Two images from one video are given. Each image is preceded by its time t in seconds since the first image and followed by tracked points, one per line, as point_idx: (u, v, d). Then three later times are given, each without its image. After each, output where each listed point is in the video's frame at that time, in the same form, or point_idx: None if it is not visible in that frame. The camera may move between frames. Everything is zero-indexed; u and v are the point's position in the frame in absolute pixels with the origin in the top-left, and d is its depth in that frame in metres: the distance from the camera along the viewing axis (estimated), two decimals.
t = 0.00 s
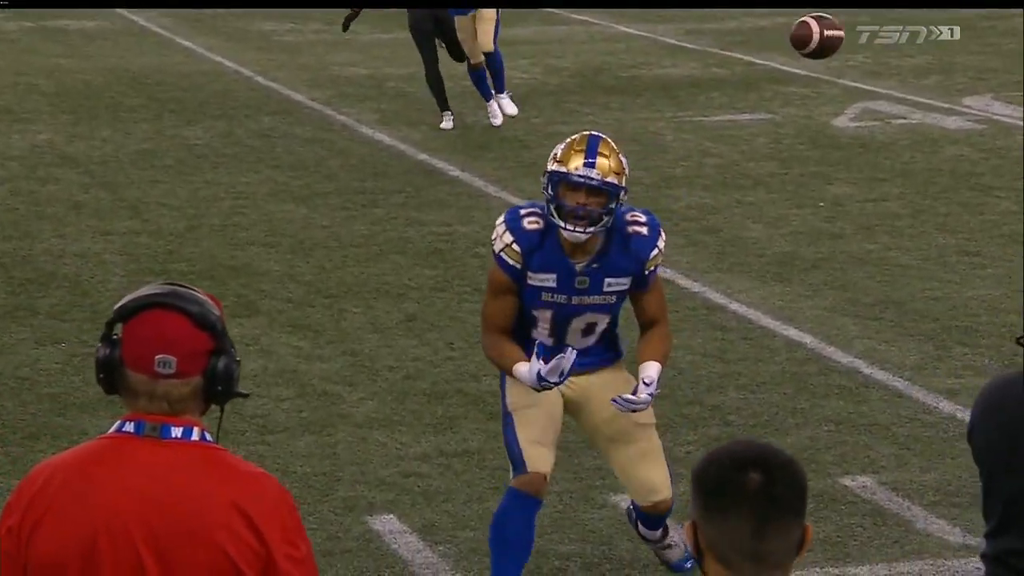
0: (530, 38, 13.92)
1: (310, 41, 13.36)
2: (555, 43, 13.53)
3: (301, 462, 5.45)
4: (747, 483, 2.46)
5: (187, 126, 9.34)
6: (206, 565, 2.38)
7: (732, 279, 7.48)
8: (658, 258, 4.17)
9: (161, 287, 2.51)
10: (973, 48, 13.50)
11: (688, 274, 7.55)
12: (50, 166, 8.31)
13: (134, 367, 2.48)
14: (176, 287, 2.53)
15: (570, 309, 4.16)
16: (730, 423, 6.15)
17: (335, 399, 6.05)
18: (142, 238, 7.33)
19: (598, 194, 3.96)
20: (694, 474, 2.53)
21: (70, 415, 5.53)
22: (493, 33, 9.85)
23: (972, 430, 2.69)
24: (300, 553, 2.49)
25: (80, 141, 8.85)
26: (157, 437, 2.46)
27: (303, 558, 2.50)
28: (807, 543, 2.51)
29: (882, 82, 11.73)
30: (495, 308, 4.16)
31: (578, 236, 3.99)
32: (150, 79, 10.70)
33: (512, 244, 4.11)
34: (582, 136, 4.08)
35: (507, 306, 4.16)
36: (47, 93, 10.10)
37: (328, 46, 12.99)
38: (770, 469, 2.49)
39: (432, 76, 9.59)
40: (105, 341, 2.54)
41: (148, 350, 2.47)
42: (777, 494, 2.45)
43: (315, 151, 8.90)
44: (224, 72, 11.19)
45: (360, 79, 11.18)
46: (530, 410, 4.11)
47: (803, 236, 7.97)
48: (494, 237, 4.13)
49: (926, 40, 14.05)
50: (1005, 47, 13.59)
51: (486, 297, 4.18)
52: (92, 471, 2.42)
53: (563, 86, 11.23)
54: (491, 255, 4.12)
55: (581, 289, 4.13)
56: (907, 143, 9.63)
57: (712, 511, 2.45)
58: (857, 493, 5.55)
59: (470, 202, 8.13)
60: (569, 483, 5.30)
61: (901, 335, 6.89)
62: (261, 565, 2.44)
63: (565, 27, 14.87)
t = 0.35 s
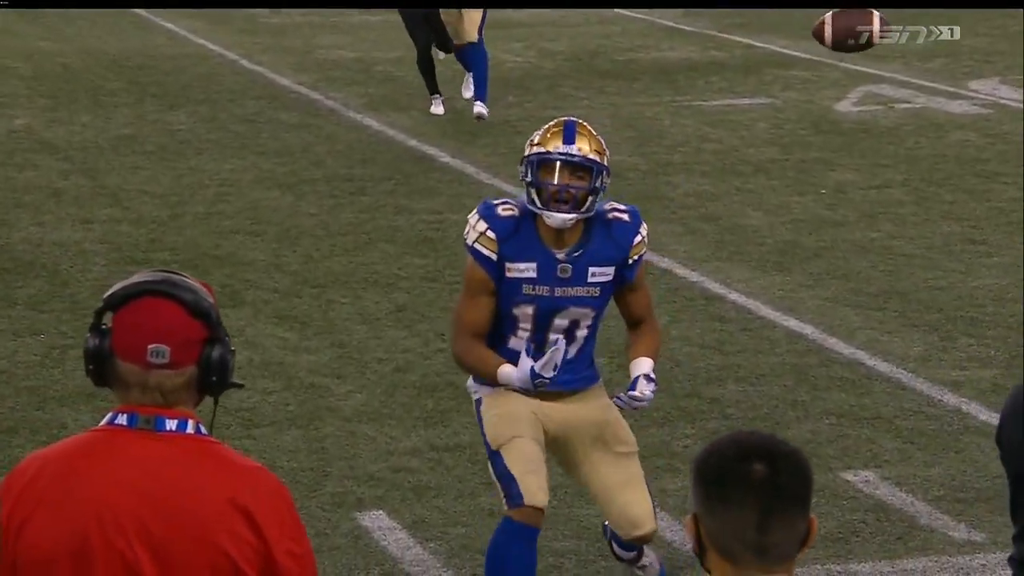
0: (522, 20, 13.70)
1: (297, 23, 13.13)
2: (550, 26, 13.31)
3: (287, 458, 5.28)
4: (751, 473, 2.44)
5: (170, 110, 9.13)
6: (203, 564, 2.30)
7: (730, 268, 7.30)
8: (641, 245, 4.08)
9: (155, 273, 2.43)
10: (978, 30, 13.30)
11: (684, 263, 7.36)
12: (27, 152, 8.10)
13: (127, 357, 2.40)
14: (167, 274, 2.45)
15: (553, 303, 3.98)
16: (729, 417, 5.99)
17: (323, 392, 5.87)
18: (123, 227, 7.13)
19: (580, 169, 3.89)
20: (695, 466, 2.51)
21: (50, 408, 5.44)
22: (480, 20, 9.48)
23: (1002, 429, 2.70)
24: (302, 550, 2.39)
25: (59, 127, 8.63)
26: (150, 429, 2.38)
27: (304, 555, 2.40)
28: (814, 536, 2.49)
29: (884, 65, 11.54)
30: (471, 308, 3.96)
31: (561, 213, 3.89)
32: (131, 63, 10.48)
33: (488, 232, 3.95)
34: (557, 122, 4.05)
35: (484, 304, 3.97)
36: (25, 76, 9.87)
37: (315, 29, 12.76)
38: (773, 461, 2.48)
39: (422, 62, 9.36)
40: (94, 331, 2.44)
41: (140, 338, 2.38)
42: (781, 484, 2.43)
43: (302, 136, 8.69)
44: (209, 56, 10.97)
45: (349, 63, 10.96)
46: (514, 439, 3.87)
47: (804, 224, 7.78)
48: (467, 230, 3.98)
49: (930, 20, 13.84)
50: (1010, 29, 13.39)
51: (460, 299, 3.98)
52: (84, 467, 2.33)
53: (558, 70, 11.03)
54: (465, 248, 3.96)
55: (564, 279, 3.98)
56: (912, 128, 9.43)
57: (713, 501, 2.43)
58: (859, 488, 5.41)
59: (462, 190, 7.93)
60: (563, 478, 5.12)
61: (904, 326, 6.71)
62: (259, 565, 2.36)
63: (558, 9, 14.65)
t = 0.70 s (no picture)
0: None
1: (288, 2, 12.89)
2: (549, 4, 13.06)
3: (280, 451, 5.13)
4: (758, 468, 2.38)
5: (158, 93, 8.92)
6: (204, 563, 2.25)
7: (735, 256, 7.11)
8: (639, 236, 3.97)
9: (148, 261, 2.38)
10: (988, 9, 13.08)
11: (688, 249, 7.17)
12: (11, 136, 7.90)
13: (123, 350, 2.35)
14: (163, 264, 2.41)
15: (555, 301, 3.86)
16: (734, 409, 5.86)
17: (316, 383, 5.71)
18: (111, 213, 6.93)
19: (575, 145, 3.79)
20: (700, 457, 2.44)
21: (35, 401, 5.36)
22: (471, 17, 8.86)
23: None
24: (306, 546, 2.33)
25: (44, 110, 8.43)
26: (148, 425, 2.33)
27: (310, 553, 2.34)
28: (823, 530, 2.43)
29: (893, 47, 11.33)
30: (466, 311, 3.80)
31: (559, 192, 3.76)
32: (118, 44, 10.26)
33: (484, 232, 3.80)
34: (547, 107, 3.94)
35: (482, 306, 3.82)
36: (9, 58, 9.65)
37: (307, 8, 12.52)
38: (782, 453, 2.41)
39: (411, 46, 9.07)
40: (88, 324, 2.40)
41: (136, 330, 2.34)
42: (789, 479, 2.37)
43: (295, 120, 8.49)
44: (198, 37, 10.74)
45: (344, 45, 10.74)
46: (499, 435, 3.75)
47: (811, 211, 7.59)
48: (460, 230, 3.82)
49: None
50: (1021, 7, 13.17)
51: (454, 302, 3.81)
52: (80, 464, 2.29)
53: (557, 52, 10.82)
54: (459, 249, 3.79)
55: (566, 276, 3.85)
56: (923, 111, 9.25)
57: (718, 497, 2.37)
58: (867, 482, 5.28)
59: (459, 175, 7.73)
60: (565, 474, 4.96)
61: (914, 315, 6.55)
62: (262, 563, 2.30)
63: None
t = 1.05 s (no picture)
0: None
1: None
2: None
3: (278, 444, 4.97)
4: (764, 464, 2.32)
5: (151, 75, 8.71)
6: (208, 562, 2.24)
7: (748, 241, 6.91)
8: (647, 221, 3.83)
9: (149, 252, 2.35)
10: None
11: (699, 235, 6.96)
12: None
13: (123, 342, 2.33)
14: (164, 253, 2.38)
15: (561, 286, 3.70)
16: (745, 400, 5.72)
17: (315, 373, 5.53)
18: (102, 198, 6.74)
19: (582, 122, 3.66)
20: (705, 451, 2.39)
21: (25, 391, 5.23)
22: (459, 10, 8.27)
23: None
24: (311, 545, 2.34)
25: (34, 91, 8.22)
26: (150, 421, 2.31)
27: (316, 552, 2.35)
28: (830, 527, 2.38)
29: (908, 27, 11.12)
30: (470, 293, 3.63)
31: (567, 170, 3.62)
32: (110, 23, 10.03)
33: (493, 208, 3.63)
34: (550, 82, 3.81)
35: (487, 288, 3.64)
36: None
37: None
38: (790, 449, 2.35)
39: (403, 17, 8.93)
40: (86, 313, 2.37)
41: (139, 322, 2.31)
42: (796, 475, 2.32)
43: (293, 102, 8.28)
44: (193, 16, 10.51)
45: (344, 24, 10.52)
46: (491, 435, 3.62)
47: (826, 195, 7.39)
48: (467, 205, 3.63)
49: None
50: None
51: (457, 283, 3.64)
52: (79, 461, 2.27)
53: (564, 31, 10.60)
54: (465, 226, 3.61)
55: (574, 261, 3.68)
56: (942, 92, 9.07)
57: (723, 493, 2.32)
58: (883, 475, 5.16)
59: (462, 159, 7.53)
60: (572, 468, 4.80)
61: (932, 303, 6.38)
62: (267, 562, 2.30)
63: None
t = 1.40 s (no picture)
0: None
1: None
2: None
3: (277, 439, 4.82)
4: (766, 462, 2.24)
5: (145, 56, 8.49)
6: (210, 568, 2.18)
7: (763, 230, 6.72)
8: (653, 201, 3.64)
9: (149, 243, 2.30)
10: None
11: (712, 223, 6.77)
12: None
13: (123, 337, 2.27)
14: (166, 244, 2.32)
15: (561, 267, 3.51)
16: (760, 394, 5.57)
17: (315, 366, 5.34)
18: (94, 184, 6.54)
19: (587, 96, 3.49)
20: (706, 448, 2.30)
21: (14, 383, 5.07)
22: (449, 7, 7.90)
23: None
24: (318, 549, 2.28)
25: (23, 73, 8.00)
26: (151, 421, 2.25)
27: (322, 554, 2.29)
28: (836, 528, 2.28)
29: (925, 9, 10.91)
30: (465, 272, 3.45)
31: (571, 146, 3.43)
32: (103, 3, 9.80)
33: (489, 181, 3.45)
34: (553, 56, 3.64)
35: (483, 267, 3.46)
36: None
37: None
38: (794, 447, 2.26)
39: None
40: (85, 308, 2.31)
41: (139, 315, 2.25)
42: (800, 474, 2.22)
43: (291, 85, 8.06)
44: None
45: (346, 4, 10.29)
46: (476, 428, 3.43)
47: (844, 180, 7.20)
48: (463, 178, 3.46)
49: None
50: None
51: (451, 262, 3.46)
52: (78, 460, 2.21)
53: (571, 11, 10.38)
54: (460, 201, 3.43)
55: (576, 240, 3.50)
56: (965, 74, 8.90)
57: (723, 492, 2.22)
58: (903, 471, 5.02)
59: (467, 143, 7.32)
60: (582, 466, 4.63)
61: (955, 294, 6.20)
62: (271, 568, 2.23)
63: None
